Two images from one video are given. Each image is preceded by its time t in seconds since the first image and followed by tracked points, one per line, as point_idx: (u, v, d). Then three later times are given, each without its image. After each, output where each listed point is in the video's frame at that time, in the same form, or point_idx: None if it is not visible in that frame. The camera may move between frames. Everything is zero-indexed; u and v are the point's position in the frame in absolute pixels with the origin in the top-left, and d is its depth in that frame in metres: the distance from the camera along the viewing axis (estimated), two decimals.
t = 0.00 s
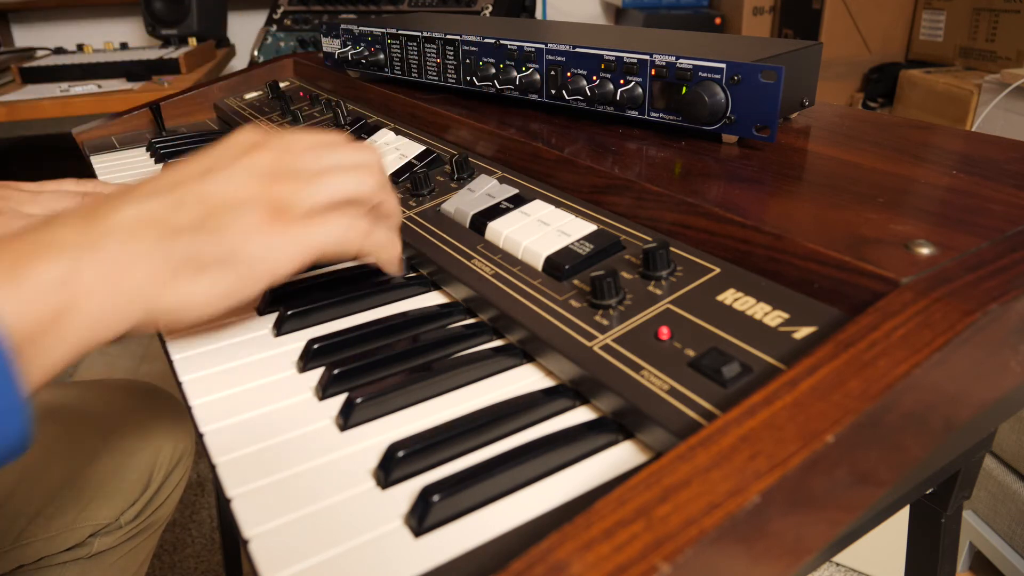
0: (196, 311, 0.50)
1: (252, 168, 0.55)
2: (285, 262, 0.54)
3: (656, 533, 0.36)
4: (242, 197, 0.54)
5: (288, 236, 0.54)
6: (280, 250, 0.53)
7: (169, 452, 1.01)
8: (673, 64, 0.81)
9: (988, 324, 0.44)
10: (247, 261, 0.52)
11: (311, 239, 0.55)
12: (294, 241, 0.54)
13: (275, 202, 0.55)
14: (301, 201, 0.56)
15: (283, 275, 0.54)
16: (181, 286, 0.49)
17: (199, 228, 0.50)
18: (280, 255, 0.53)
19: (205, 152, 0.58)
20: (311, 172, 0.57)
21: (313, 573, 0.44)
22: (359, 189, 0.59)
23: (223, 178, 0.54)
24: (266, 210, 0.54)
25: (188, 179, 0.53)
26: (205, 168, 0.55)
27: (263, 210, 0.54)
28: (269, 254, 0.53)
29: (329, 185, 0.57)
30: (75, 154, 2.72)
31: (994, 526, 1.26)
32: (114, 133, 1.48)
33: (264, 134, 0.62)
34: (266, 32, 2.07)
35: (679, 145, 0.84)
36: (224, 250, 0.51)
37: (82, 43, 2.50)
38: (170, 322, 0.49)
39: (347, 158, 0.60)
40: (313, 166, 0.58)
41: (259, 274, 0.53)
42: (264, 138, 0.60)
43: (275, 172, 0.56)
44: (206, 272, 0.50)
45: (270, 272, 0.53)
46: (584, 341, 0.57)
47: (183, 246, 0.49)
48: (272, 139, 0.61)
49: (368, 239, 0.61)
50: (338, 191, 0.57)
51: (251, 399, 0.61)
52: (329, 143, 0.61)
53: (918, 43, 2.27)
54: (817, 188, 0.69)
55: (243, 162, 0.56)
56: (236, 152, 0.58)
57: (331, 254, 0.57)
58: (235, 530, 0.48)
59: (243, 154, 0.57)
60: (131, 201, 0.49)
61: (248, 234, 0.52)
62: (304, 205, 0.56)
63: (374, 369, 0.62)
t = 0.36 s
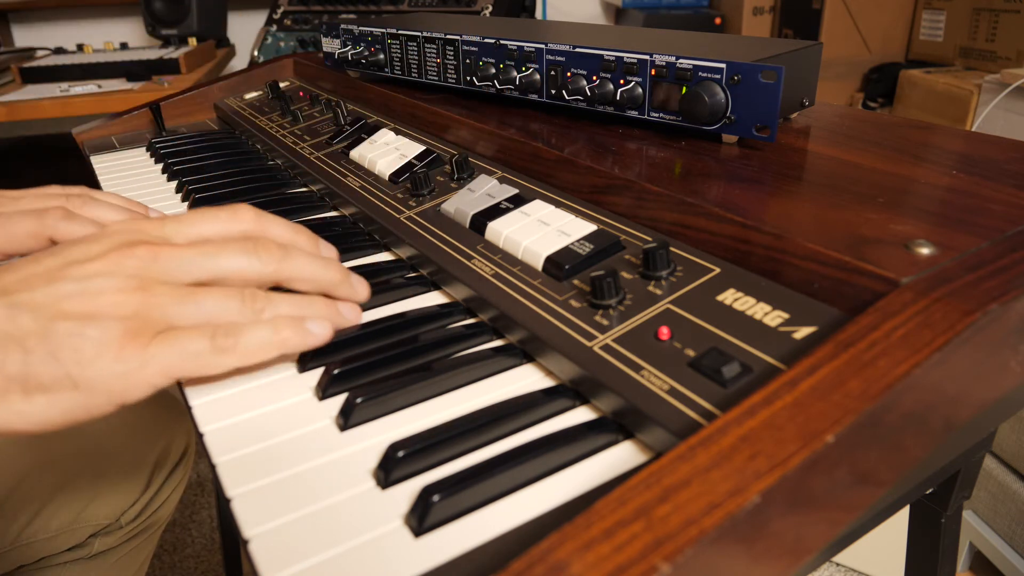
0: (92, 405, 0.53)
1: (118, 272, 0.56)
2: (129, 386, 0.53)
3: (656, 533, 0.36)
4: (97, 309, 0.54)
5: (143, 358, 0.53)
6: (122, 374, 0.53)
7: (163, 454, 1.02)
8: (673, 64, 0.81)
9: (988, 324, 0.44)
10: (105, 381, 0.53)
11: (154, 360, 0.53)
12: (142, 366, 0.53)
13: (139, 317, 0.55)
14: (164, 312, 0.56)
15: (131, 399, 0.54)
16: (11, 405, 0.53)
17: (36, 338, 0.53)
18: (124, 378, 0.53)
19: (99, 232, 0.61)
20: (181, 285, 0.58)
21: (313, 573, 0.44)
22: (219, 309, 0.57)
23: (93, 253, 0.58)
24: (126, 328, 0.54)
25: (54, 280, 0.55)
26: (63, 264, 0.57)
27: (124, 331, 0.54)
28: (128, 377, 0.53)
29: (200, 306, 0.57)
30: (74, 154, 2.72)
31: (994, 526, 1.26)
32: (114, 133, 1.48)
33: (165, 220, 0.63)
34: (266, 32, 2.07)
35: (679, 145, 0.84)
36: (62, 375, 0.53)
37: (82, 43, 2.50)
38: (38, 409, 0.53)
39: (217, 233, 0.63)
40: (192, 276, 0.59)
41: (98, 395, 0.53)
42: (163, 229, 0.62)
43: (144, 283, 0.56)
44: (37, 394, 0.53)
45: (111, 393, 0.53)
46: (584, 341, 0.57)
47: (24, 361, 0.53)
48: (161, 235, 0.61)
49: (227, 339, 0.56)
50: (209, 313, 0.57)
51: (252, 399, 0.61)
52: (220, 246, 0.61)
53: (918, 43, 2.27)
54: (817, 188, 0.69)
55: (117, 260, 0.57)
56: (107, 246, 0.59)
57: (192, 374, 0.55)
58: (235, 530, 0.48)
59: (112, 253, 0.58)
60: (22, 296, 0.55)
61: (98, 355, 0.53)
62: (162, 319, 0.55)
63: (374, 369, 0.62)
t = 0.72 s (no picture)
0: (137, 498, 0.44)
1: (138, 337, 0.45)
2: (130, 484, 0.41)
3: (656, 533, 0.36)
4: (102, 381, 0.43)
5: (148, 455, 0.40)
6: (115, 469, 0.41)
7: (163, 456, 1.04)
8: (673, 64, 0.81)
9: (988, 324, 0.44)
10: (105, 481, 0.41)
11: (164, 457, 0.40)
12: (148, 463, 0.40)
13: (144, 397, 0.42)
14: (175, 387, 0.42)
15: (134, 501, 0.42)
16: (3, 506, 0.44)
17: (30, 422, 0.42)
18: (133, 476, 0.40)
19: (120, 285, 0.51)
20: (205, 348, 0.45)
21: (312, 573, 0.44)
22: (262, 372, 0.43)
23: (109, 310, 0.48)
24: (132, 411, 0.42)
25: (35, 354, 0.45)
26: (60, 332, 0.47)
27: (131, 413, 0.42)
28: (128, 475, 0.41)
29: (242, 366, 0.43)
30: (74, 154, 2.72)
31: (994, 526, 1.26)
32: (114, 133, 1.48)
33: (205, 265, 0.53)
34: (266, 32, 2.07)
35: (679, 145, 0.84)
36: (49, 469, 0.42)
37: (82, 43, 2.50)
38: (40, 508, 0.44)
39: (262, 278, 0.53)
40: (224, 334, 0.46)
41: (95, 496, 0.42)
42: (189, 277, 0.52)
43: (162, 350, 0.45)
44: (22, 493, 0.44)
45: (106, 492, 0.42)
46: (584, 341, 0.57)
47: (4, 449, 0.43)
48: (198, 281, 0.51)
49: (258, 433, 0.40)
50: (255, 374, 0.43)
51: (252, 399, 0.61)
52: (260, 290, 0.48)
53: (918, 43, 2.27)
54: (817, 188, 0.69)
55: (138, 316, 0.46)
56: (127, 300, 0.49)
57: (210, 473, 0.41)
58: (235, 530, 0.48)
59: (135, 308, 0.47)
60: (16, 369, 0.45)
61: (92, 449, 0.41)
62: (170, 399, 0.42)
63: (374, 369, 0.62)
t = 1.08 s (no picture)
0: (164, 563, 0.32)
1: (145, 369, 0.36)
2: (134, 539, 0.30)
3: (656, 533, 0.36)
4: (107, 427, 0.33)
5: (160, 525, 0.30)
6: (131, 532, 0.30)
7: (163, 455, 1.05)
8: (674, 64, 0.81)
9: (988, 324, 0.44)
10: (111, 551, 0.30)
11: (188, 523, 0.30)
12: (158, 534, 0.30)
13: (158, 448, 0.32)
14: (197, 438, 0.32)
15: None
16: None
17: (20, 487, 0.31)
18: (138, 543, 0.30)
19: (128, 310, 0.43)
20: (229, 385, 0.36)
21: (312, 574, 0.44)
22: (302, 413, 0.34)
23: (106, 345, 0.39)
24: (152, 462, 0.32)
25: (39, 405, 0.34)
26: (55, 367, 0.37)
27: (131, 471, 0.31)
28: (138, 554, 0.30)
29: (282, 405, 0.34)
30: (74, 154, 2.72)
31: (994, 526, 1.26)
32: (114, 133, 1.48)
33: (219, 287, 0.45)
34: (266, 32, 2.07)
35: (679, 145, 0.84)
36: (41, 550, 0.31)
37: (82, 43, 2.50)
38: None
39: (290, 302, 0.45)
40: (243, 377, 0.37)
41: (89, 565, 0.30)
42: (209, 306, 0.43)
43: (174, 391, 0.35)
44: None
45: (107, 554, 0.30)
46: (584, 342, 0.56)
47: None
48: (213, 307, 0.43)
49: (296, 490, 0.32)
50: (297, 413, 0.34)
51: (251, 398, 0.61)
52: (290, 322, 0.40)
53: (918, 43, 2.27)
54: (818, 188, 0.69)
55: (147, 352, 0.37)
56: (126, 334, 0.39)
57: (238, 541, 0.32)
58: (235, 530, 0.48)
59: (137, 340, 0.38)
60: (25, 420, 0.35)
61: (93, 519, 0.30)
62: (186, 453, 0.32)
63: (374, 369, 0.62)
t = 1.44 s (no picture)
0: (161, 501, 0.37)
1: (134, 326, 0.35)
2: (132, 488, 0.35)
3: (656, 533, 0.36)
4: (88, 378, 0.33)
5: (152, 461, 0.34)
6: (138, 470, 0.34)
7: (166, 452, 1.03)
8: (674, 64, 0.81)
9: (988, 324, 0.44)
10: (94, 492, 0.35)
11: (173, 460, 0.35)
12: (153, 467, 0.34)
13: (143, 393, 0.33)
14: (182, 388, 0.34)
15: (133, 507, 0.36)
16: None
17: (9, 424, 0.33)
18: (130, 481, 0.34)
19: (124, 270, 0.40)
20: (220, 340, 0.36)
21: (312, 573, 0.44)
22: (284, 375, 0.35)
23: (108, 297, 0.37)
24: (127, 415, 0.33)
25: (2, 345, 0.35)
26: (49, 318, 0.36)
27: (127, 409, 0.33)
28: (132, 488, 0.34)
29: (266, 362, 0.35)
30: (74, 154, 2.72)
31: (994, 526, 1.26)
32: (114, 133, 1.48)
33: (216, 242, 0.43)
34: (266, 32, 2.07)
35: (679, 145, 0.84)
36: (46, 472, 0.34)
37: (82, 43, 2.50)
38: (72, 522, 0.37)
39: (290, 264, 0.42)
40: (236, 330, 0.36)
41: (93, 500, 0.35)
42: (189, 266, 0.40)
43: (171, 342, 0.35)
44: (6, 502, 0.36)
45: (106, 498, 0.35)
46: (584, 342, 0.56)
47: None
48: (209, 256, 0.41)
49: (276, 435, 0.38)
50: (278, 372, 0.35)
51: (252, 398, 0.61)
52: (285, 278, 0.40)
53: (918, 43, 2.27)
54: (818, 188, 0.69)
55: (139, 309, 0.36)
56: (130, 282, 0.38)
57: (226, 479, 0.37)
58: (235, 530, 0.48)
59: (130, 299, 0.36)
60: None
61: (83, 450, 0.33)
62: (176, 395, 0.34)
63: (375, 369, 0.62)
